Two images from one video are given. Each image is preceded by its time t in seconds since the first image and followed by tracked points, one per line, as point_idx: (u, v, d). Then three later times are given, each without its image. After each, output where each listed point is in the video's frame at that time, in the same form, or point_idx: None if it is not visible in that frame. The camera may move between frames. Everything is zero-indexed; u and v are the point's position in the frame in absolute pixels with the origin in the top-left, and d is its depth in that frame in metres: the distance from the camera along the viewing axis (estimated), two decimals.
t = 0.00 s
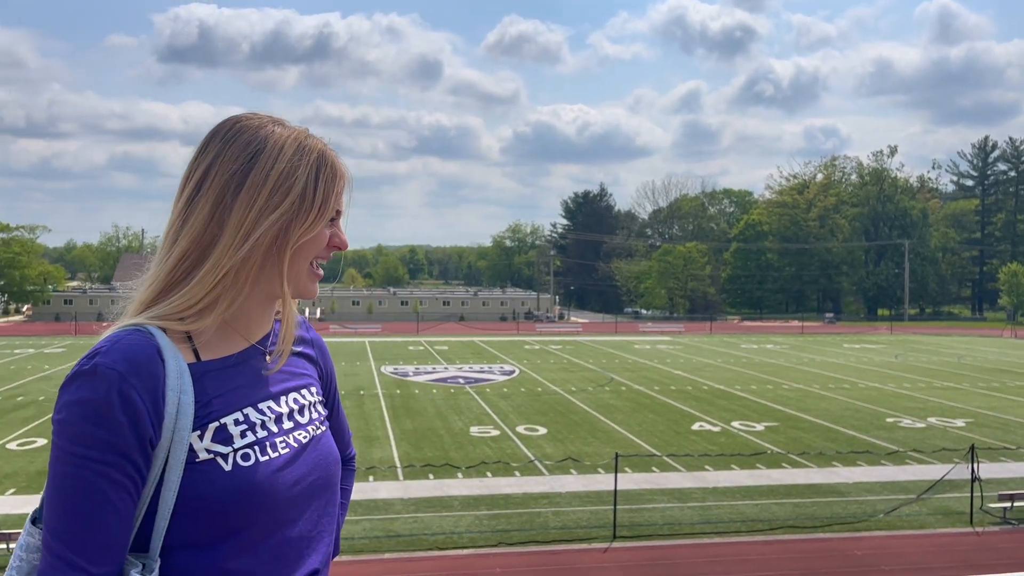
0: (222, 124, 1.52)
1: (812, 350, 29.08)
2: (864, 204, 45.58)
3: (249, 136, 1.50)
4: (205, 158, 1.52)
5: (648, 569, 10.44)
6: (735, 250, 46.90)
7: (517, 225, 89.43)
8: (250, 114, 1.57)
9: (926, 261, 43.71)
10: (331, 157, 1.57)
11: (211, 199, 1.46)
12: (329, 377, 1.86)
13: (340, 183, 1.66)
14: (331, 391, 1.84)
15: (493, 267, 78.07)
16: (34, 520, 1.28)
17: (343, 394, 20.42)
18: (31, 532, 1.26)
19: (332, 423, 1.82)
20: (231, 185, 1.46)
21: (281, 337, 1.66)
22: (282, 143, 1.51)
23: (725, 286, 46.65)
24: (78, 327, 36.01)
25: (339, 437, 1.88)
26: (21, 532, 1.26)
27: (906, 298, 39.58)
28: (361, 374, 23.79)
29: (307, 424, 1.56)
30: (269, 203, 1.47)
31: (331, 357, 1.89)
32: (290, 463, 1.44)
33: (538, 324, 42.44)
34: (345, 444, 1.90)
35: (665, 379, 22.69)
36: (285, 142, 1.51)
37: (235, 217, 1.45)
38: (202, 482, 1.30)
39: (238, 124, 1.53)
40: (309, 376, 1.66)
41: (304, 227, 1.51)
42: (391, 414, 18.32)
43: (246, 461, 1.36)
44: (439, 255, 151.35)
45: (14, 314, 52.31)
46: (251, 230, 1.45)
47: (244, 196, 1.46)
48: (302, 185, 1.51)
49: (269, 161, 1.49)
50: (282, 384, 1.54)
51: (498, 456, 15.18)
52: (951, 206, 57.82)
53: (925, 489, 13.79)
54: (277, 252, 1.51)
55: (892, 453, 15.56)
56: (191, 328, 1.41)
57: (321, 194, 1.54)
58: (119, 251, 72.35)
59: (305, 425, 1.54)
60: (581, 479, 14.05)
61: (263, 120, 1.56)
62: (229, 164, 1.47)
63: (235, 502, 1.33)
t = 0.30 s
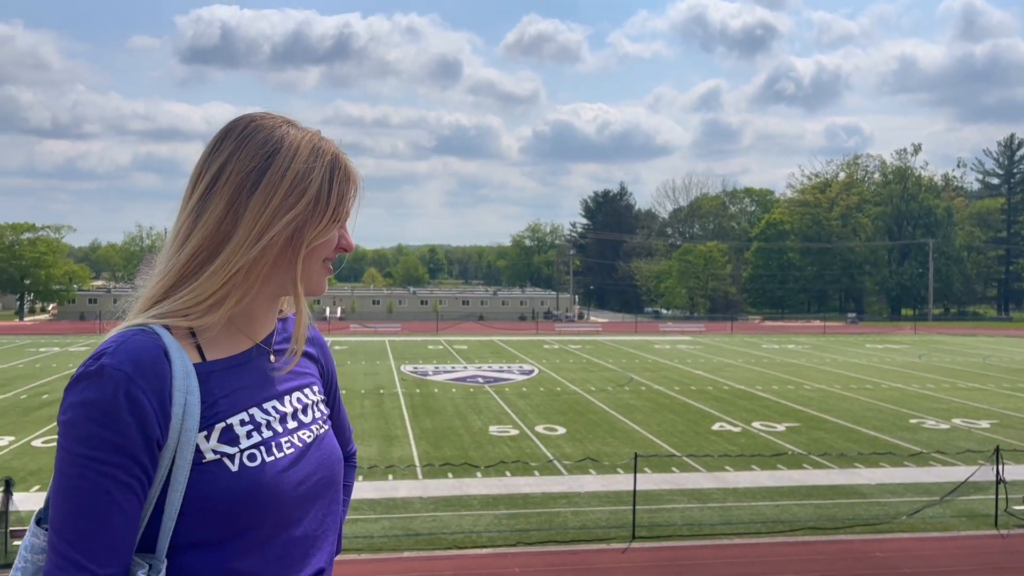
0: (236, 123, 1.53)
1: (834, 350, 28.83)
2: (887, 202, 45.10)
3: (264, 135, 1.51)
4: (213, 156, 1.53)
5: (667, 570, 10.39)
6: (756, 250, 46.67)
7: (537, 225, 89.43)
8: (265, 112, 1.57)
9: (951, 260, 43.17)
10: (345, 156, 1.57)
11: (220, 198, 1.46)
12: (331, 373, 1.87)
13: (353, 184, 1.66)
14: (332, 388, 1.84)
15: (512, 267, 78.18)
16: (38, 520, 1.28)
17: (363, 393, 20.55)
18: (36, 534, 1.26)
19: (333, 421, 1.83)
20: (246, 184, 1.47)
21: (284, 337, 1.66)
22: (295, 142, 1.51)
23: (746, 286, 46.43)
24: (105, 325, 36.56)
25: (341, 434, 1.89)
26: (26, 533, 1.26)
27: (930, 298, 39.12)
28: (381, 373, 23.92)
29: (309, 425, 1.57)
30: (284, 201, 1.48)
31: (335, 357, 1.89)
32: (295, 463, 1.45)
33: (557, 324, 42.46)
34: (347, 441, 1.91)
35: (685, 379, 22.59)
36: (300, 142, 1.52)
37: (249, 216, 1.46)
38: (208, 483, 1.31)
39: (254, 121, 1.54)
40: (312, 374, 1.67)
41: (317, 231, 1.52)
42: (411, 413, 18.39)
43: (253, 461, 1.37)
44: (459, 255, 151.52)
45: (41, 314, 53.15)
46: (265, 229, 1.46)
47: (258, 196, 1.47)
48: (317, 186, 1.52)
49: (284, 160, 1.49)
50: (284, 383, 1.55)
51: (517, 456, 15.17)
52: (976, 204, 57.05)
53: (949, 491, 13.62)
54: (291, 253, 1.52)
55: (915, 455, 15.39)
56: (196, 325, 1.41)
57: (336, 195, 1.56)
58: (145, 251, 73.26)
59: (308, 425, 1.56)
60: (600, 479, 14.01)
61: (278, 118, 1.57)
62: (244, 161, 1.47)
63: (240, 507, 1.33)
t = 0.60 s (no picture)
0: (238, 122, 1.54)
1: (852, 350, 28.64)
2: (906, 200, 44.69)
3: (266, 134, 1.52)
4: (218, 157, 1.55)
5: (682, 569, 10.37)
6: (773, 248, 46.46)
7: (553, 224, 89.39)
8: (264, 110, 1.59)
9: (971, 258, 42.73)
10: (347, 157, 1.60)
11: (224, 197, 1.48)
12: (330, 372, 1.89)
13: (356, 184, 1.69)
14: (331, 388, 1.87)
15: (529, 266, 78.23)
16: (44, 520, 1.30)
17: (380, 391, 20.64)
18: (41, 534, 1.29)
19: (334, 420, 1.85)
20: (249, 182, 1.49)
21: (288, 336, 1.68)
22: (299, 143, 1.53)
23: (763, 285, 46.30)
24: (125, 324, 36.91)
25: (341, 433, 1.91)
26: (32, 533, 1.29)
27: (950, 297, 38.74)
28: (398, 371, 24.02)
29: (313, 427, 1.59)
30: (287, 201, 1.50)
31: (336, 355, 1.91)
32: (300, 463, 1.48)
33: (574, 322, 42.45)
34: (347, 439, 1.93)
35: (701, 378, 22.51)
36: (302, 142, 1.54)
37: (254, 217, 1.47)
38: (216, 482, 1.33)
39: (256, 121, 1.56)
40: (314, 374, 1.69)
41: (322, 229, 1.54)
42: (427, 411, 18.45)
43: (260, 461, 1.40)
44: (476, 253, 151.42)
45: (63, 312, 53.77)
46: (270, 229, 1.47)
47: (262, 194, 1.48)
48: (320, 185, 1.54)
49: (287, 158, 1.51)
50: (287, 383, 1.57)
51: (533, 454, 15.18)
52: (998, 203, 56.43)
53: (968, 492, 13.50)
54: (296, 252, 1.54)
55: (934, 455, 15.28)
56: (202, 326, 1.43)
57: (338, 194, 1.58)
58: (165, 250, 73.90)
59: (312, 426, 1.58)
60: (616, 479, 13.99)
61: (280, 118, 1.58)
62: (246, 161, 1.49)
63: (247, 505, 1.36)
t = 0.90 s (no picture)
0: (234, 118, 1.56)
1: (865, 347, 28.52)
2: (920, 197, 44.42)
3: (265, 131, 1.54)
4: (214, 153, 1.56)
5: (693, 567, 10.34)
6: (785, 246, 46.35)
7: (564, 221, 89.42)
8: (261, 105, 1.60)
9: (985, 255, 42.44)
10: (343, 151, 1.61)
11: (222, 193, 1.49)
12: (329, 368, 1.91)
13: (352, 179, 1.70)
14: (330, 383, 1.89)
15: (540, 263, 78.27)
16: (42, 517, 1.32)
17: (391, 389, 20.71)
18: (38, 531, 1.31)
19: (333, 417, 1.87)
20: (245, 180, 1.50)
21: (286, 332, 1.70)
22: (297, 137, 1.54)
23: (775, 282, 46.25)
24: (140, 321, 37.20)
25: (339, 429, 1.93)
26: (29, 531, 1.31)
27: (965, 294, 38.49)
28: (409, 368, 24.10)
29: (312, 424, 1.61)
30: (285, 197, 1.51)
31: (334, 353, 1.92)
32: (299, 459, 1.49)
33: (585, 320, 42.47)
34: (345, 434, 1.96)
35: (712, 375, 22.47)
36: (298, 136, 1.55)
37: (252, 214, 1.49)
38: (214, 480, 1.34)
39: (251, 116, 1.57)
40: (312, 371, 1.70)
41: (320, 224, 1.55)
42: (438, 409, 18.49)
43: (258, 458, 1.41)
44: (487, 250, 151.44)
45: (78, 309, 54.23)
46: (268, 225, 1.49)
47: (262, 190, 1.50)
48: (316, 179, 1.55)
49: (285, 154, 1.52)
50: (285, 381, 1.58)
51: (544, 452, 15.19)
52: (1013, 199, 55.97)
53: (982, 490, 13.43)
54: (295, 248, 1.55)
55: (947, 453, 15.20)
56: (200, 323, 1.44)
57: (336, 189, 1.59)
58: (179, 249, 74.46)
59: (311, 423, 1.60)
60: (627, 476, 13.99)
61: (276, 112, 1.59)
62: (246, 156, 1.51)
63: (245, 502, 1.37)
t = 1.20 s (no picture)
0: (234, 112, 1.58)
1: (872, 343, 28.46)
2: (927, 193, 44.26)
3: (265, 122, 1.56)
4: (215, 146, 1.58)
5: (700, 563, 10.35)
6: (791, 242, 46.28)
7: (571, 218, 89.39)
8: (260, 99, 1.62)
9: (993, 252, 42.30)
10: (343, 141, 1.63)
11: (222, 188, 1.52)
12: (332, 361, 1.93)
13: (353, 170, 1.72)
14: (333, 376, 1.92)
15: (546, 261, 78.30)
16: (48, 509, 1.35)
17: (398, 385, 20.76)
18: (44, 523, 1.34)
19: (336, 410, 1.90)
20: (246, 174, 1.53)
21: (290, 326, 1.72)
22: (296, 127, 1.56)
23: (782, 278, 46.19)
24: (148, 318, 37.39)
25: (343, 422, 1.95)
26: (35, 522, 1.34)
27: (972, 290, 38.37)
28: (416, 365, 24.15)
29: (316, 416, 1.64)
30: (287, 188, 1.53)
31: (337, 345, 1.95)
32: (303, 452, 1.52)
33: (591, 316, 42.51)
34: (350, 428, 1.99)
35: (719, 372, 22.48)
36: (297, 128, 1.57)
37: (255, 204, 1.51)
38: (219, 471, 1.37)
39: (251, 108, 1.59)
40: (315, 364, 1.73)
41: (322, 214, 1.57)
42: (444, 405, 18.54)
43: (262, 451, 1.43)
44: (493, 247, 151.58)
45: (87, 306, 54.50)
46: (271, 217, 1.51)
47: (264, 182, 1.52)
48: (317, 171, 1.57)
49: (285, 147, 1.54)
50: (288, 373, 1.60)
51: (550, 448, 15.21)
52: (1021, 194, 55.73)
53: (989, 486, 13.40)
54: (297, 240, 1.58)
55: (955, 449, 15.17)
56: (204, 315, 1.47)
57: (336, 181, 1.61)
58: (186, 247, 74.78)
59: (314, 416, 1.62)
60: (633, 472, 14.01)
61: (275, 106, 1.61)
62: (247, 149, 1.53)
63: (250, 493, 1.40)
